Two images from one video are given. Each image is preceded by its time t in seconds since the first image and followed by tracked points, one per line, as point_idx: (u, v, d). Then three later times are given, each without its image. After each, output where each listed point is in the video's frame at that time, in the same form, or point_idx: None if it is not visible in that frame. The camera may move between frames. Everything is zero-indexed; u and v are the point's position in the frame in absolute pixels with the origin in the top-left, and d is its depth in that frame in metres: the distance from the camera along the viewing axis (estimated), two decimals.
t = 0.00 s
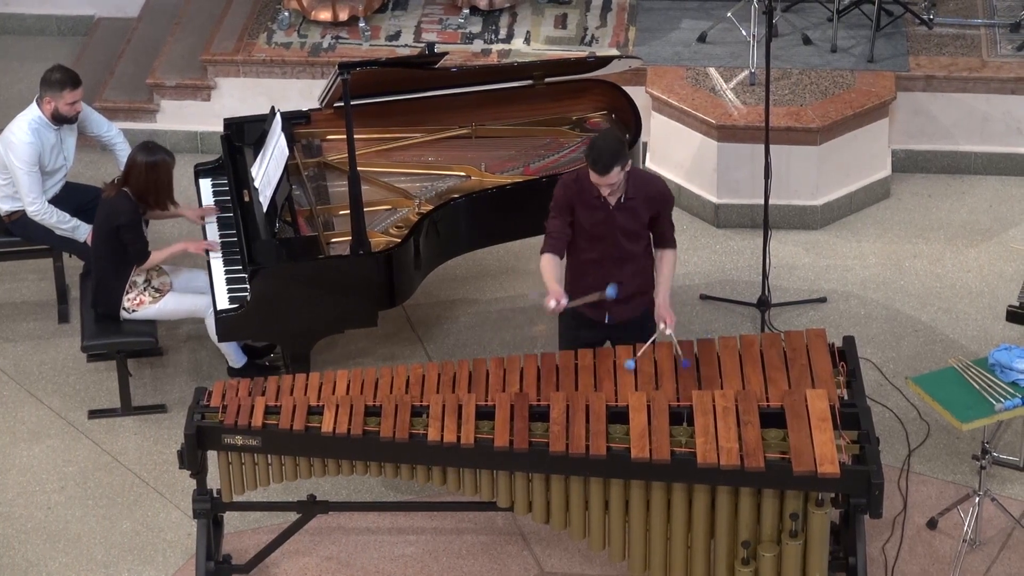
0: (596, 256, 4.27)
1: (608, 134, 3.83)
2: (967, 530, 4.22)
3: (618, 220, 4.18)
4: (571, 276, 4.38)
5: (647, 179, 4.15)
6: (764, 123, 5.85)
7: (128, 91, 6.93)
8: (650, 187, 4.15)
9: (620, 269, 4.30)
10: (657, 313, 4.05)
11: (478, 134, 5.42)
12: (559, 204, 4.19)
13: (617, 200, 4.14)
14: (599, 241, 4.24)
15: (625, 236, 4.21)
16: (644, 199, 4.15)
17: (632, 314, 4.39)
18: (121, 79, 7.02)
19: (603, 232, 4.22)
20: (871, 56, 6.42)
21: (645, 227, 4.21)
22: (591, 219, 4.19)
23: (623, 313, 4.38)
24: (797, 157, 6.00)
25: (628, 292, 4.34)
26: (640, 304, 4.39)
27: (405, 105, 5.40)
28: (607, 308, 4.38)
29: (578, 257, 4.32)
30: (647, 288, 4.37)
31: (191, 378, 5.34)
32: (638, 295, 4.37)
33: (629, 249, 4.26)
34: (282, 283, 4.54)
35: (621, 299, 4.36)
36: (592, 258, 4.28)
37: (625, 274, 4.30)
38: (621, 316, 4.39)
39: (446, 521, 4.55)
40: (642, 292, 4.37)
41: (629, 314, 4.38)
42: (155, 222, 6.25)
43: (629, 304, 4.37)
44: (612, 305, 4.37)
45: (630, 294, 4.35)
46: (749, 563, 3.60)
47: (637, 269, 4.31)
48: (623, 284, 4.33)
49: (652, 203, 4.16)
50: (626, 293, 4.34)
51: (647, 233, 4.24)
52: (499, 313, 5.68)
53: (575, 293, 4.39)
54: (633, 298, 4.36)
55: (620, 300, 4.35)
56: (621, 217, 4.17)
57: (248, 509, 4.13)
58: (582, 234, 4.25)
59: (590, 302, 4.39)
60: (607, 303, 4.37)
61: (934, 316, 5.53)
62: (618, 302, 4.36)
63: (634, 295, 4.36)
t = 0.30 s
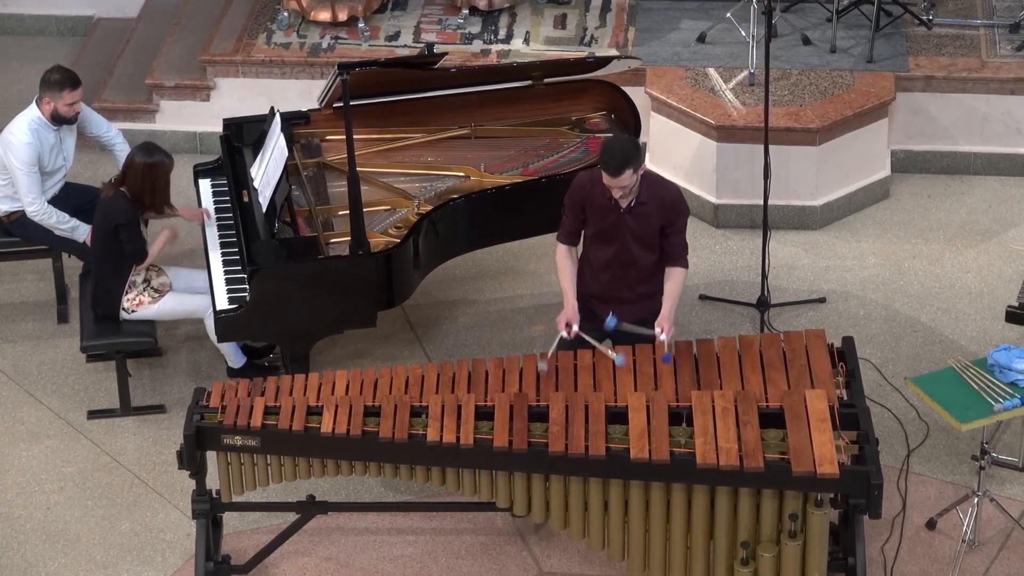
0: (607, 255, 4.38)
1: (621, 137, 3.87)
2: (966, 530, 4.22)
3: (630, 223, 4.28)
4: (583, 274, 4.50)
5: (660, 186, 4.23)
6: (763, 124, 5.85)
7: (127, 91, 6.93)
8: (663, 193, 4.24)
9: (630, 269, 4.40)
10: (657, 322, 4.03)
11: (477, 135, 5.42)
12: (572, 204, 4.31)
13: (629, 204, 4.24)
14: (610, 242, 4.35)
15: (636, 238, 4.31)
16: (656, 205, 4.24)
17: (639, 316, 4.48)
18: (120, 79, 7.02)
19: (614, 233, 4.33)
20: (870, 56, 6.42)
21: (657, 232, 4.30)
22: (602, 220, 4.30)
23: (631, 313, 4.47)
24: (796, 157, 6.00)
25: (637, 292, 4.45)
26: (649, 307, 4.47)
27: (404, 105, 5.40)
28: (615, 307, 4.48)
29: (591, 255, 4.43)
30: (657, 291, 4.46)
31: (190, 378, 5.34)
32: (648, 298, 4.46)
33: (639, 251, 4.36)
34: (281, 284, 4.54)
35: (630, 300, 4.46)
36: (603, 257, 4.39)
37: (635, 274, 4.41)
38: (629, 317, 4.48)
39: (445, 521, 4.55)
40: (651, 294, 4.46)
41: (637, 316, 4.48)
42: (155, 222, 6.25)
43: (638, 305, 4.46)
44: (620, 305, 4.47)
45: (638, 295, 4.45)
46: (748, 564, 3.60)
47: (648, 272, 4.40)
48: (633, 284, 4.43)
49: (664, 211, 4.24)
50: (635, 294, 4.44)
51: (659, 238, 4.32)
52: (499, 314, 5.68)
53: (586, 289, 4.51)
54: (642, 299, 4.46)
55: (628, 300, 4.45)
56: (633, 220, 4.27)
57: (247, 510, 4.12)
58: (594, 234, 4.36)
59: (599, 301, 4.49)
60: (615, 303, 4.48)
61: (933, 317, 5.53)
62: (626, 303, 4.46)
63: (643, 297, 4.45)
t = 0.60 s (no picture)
0: (604, 261, 4.33)
1: (621, 148, 3.86)
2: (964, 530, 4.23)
3: (628, 229, 4.23)
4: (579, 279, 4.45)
5: (660, 193, 4.18)
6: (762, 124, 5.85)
7: (126, 92, 6.93)
8: (662, 200, 4.18)
9: (627, 274, 4.35)
10: (658, 326, 4.03)
11: (476, 136, 5.41)
12: (570, 210, 4.26)
13: (628, 210, 4.18)
14: (608, 248, 4.30)
15: (634, 244, 4.26)
16: (655, 212, 4.19)
17: (635, 321, 4.42)
18: (119, 80, 7.02)
19: (612, 238, 4.27)
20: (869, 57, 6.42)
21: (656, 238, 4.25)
22: (600, 226, 4.25)
23: (626, 319, 4.41)
24: (795, 158, 6.01)
25: (633, 298, 4.39)
26: (644, 313, 4.42)
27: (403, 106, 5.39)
28: (610, 313, 4.42)
29: (587, 261, 4.38)
30: (654, 296, 4.41)
31: (189, 378, 5.34)
32: (644, 304, 4.41)
33: (636, 257, 4.31)
34: (280, 284, 4.54)
35: (626, 306, 4.40)
36: (600, 263, 4.33)
37: (632, 279, 4.36)
38: (623, 323, 4.42)
39: (444, 522, 4.55)
40: (647, 299, 4.41)
41: (632, 322, 4.42)
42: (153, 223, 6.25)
43: (634, 310, 4.41)
44: (616, 310, 4.41)
45: (635, 300, 4.40)
46: (746, 564, 3.60)
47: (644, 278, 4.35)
48: (629, 291, 4.38)
49: (663, 217, 4.19)
50: (631, 299, 4.39)
51: (657, 243, 4.27)
52: (498, 314, 5.68)
53: (581, 295, 4.46)
54: (638, 304, 4.40)
55: (624, 305, 4.40)
56: (631, 227, 4.22)
57: (246, 510, 4.12)
58: (591, 240, 4.31)
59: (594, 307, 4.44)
60: (611, 308, 4.42)
61: (932, 317, 5.53)
62: (622, 308, 4.41)
63: (639, 302, 4.40)
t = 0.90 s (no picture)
0: (585, 270, 4.25)
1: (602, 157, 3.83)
2: (963, 531, 4.23)
3: (610, 240, 4.15)
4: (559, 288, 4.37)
5: (642, 202, 4.11)
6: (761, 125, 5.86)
7: (125, 92, 6.93)
8: (644, 210, 4.11)
9: (609, 284, 4.28)
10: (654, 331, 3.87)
11: (476, 136, 5.41)
12: (550, 221, 4.15)
13: (611, 221, 4.10)
14: (589, 257, 4.22)
15: (616, 254, 4.19)
16: (637, 222, 4.12)
17: (616, 331, 4.36)
18: (118, 80, 7.02)
19: (594, 249, 4.19)
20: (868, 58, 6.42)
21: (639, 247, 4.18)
22: (581, 237, 4.16)
23: (607, 329, 4.35)
24: (795, 158, 6.00)
25: (614, 307, 4.32)
26: (624, 322, 4.36)
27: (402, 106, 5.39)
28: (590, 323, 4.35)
29: (567, 271, 4.29)
30: (635, 304, 4.35)
31: (188, 379, 5.33)
32: (625, 312, 4.35)
33: (618, 267, 4.23)
34: (279, 285, 4.54)
35: (607, 315, 4.33)
36: (581, 273, 4.26)
37: (613, 289, 4.29)
38: (604, 332, 4.36)
39: (442, 522, 4.55)
40: (628, 308, 4.35)
41: (613, 332, 4.36)
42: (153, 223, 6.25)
43: (614, 320, 4.34)
44: (598, 321, 4.34)
45: (616, 309, 4.33)
46: (745, 565, 3.60)
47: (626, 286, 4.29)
48: (610, 300, 4.31)
49: (646, 226, 4.13)
50: (612, 309, 4.32)
51: (639, 252, 4.21)
52: (496, 314, 5.68)
53: (561, 304, 4.38)
54: (619, 313, 4.34)
55: (606, 315, 4.33)
56: (613, 237, 4.14)
57: (244, 510, 4.12)
58: (572, 250, 4.22)
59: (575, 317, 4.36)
60: (592, 319, 4.35)
61: (931, 317, 5.53)
62: (603, 318, 4.34)
63: (621, 311, 4.34)
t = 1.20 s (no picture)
0: (530, 278, 4.16)
1: (546, 158, 3.74)
2: (962, 531, 4.22)
3: (553, 248, 4.05)
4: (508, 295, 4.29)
5: (586, 211, 3.98)
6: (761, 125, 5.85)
7: (123, 92, 6.93)
8: (587, 219, 3.99)
9: (554, 291, 4.19)
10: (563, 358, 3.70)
11: (474, 136, 5.40)
12: (494, 226, 4.07)
13: (549, 229, 4.00)
14: (534, 265, 4.13)
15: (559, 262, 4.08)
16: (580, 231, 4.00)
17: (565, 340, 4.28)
18: (117, 81, 7.02)
19: (536, 256, 4.10)
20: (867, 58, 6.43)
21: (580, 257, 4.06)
22: (524, 244, 4.07)
23: (555, 337, 4.27)
24: (794, 158, 6.00)
25: (563, 315, 4.24)
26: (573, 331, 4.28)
27: (401, 107, 5.38)
28: (539, 331, 4.27)
29: (514, 278, 4.21)
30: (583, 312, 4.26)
31: (187, 379, 5.33)
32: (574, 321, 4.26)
33: (563, 275, 4.14)
34: (278, 285, 4.54)
35: (555, 323, 4.26)
36: (527, 280, 4.17)
37: (560, 295, 4.21)
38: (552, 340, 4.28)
39: (441, 523, 4.54)
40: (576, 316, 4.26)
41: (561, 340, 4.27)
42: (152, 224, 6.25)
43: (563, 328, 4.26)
44: (545, 328, 4.26)
45: (565, 316, 4.25)
46: (744, 565, 3.59)
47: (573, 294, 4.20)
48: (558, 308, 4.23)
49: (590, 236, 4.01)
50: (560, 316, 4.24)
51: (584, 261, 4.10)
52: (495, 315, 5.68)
53: (510, 310, 4.31)
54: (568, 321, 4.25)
55: (552, 323, 4.25)
56: (556, 246, 4.04)
57: (244, 510, 4.12)
58: (517, 256, 4.13)
59: (523, 324, 4.29)
60: (540, 326, 4.27)
61: (930, 318, 5.53)
62: (551, 326, 4.26)
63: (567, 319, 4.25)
